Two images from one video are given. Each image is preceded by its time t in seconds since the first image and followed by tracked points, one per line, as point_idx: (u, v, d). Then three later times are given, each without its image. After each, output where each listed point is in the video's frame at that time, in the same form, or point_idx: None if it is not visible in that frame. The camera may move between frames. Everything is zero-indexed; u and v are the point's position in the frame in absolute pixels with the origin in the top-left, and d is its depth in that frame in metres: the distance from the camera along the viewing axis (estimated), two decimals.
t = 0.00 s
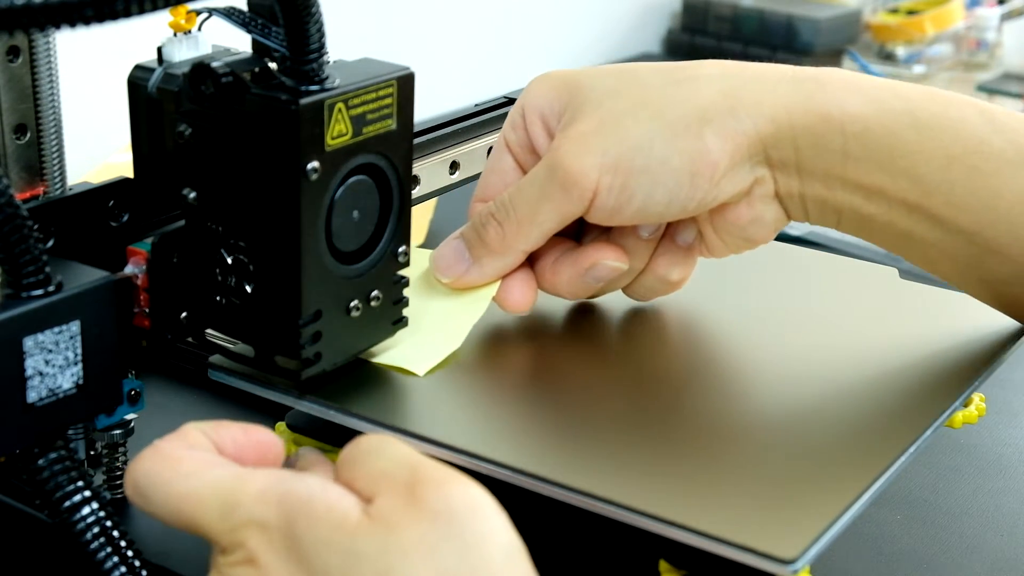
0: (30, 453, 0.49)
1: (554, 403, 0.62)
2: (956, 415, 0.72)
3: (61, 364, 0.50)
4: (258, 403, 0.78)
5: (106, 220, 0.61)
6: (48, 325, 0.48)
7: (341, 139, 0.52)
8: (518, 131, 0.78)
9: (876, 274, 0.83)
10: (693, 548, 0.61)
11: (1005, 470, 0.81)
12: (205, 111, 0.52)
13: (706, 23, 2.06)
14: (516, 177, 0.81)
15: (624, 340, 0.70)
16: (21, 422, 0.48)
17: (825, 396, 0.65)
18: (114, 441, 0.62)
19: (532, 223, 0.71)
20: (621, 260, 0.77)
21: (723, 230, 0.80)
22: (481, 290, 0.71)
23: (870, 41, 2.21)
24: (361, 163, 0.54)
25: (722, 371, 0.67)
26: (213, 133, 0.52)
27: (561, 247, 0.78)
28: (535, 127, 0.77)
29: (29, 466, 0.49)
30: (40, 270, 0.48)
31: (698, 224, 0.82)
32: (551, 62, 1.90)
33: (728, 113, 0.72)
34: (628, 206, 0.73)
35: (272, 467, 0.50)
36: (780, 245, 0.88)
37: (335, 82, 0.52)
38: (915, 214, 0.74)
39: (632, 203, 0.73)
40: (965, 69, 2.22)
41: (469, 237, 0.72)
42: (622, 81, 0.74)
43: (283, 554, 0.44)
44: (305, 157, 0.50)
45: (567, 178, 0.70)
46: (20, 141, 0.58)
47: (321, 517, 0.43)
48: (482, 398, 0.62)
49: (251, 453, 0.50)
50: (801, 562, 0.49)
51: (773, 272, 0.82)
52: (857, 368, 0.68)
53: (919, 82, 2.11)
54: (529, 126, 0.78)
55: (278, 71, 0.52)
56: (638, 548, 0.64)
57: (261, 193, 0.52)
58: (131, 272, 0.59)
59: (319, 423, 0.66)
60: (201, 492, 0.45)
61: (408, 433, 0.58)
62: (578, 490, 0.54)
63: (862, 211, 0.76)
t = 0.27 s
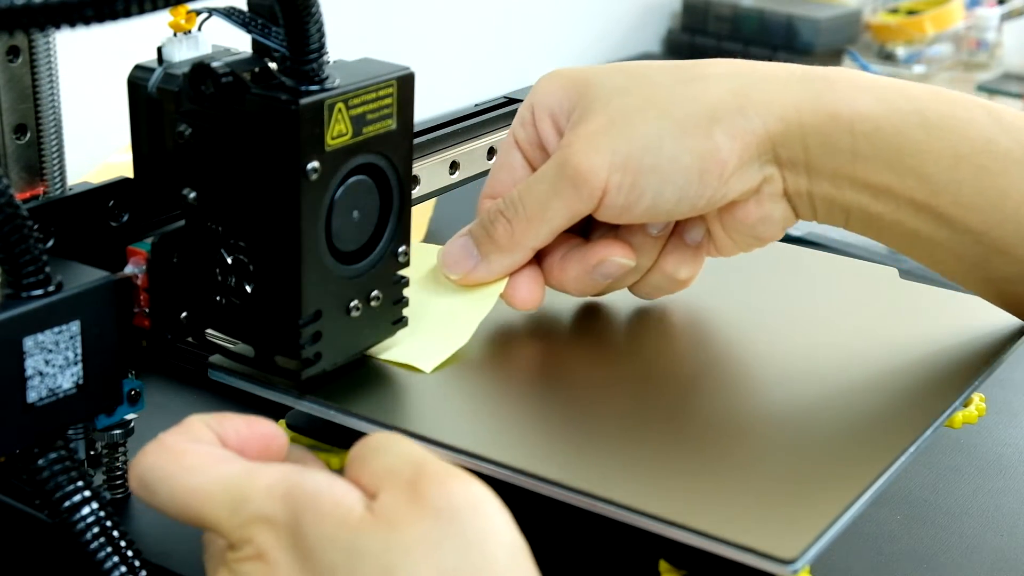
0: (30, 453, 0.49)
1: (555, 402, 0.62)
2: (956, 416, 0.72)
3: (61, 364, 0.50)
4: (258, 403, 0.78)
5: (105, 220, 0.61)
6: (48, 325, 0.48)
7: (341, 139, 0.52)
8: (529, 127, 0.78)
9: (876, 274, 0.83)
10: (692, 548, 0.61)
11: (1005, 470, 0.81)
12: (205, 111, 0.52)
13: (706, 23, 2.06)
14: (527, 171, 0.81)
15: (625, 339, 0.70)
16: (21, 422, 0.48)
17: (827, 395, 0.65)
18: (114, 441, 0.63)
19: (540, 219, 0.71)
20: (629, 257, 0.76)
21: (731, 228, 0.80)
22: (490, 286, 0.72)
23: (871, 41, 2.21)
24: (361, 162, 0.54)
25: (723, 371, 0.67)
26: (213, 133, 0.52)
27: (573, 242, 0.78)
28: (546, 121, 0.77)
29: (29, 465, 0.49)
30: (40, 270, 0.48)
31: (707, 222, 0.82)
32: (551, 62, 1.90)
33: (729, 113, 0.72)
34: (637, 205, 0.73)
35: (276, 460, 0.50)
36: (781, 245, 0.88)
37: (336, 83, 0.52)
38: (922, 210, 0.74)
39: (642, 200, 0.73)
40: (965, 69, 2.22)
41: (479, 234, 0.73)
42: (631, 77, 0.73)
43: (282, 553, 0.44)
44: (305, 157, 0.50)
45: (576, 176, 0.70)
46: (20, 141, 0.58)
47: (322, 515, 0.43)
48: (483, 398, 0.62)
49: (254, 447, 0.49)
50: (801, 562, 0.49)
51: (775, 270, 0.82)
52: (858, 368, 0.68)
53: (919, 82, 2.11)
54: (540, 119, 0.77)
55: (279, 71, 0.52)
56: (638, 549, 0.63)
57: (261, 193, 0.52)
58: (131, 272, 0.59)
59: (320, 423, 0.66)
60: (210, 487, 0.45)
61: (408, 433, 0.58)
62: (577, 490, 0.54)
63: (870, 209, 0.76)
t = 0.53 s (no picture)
0: (30, 454, 0.49)
1: (555, 403, 0.62)
2: (955, 416, 0.72)
3: (61, 365, 0.50)
4: (258, 403, 0.78)
5: (105, 220, 0.61)
6: (49, 325, 0.48)
7: (341, 139, 0.52)
8: (517, 129, 0.78)
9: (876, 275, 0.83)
10: (692, 547, 0.61)
11: (1005, 471, 0.81)
12: (205, 112, 0.52)
13: (706, 23, 2.06)
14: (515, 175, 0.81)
15: (625, 340, 0.70)
16: (20, 422, 0.48)
17: (826, 396, 0.65)
18: (114, 441, 0.63)
19: (531, 222, 0.71)
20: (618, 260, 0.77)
21: (721, 231, 0.80)
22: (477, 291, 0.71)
23: (871, 41, 2.21)
24: (361, 163, 0.54)
25: (723, 372, 0.67)
26: (213, 133, 0.52)
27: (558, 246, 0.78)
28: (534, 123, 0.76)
29: (29, 466, 0.50)
30: (40, 270, 0.48)
31: (697, 224, 0.82)
32: (551, 62, 1.89)
33: (729, 113, 0.72)
34: (627, 207, 0.73)
35: (260, 465, 0.51)
36: (781, 245, 0.88)
37: (336, 83, 0.52)
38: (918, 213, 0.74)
39: (631, 204, 0.73)
40: (965, 69, 2.22)
41: (465, 238, 0.72)
42: (624, 78, 0.73)
43: (281, 554, 0.44)
44: (305, 157, 0.50)
45: (566, 179, 0.70)
46: (20, 141, 0.58)
47: (320, 515, 0.43)
48: (483, 398, 0.62)
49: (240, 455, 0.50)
50: (801, 562, 0.49)
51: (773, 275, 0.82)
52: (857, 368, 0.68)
53: (919, 82, 2.11)
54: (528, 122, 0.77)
55: (279, 71, 0.52)
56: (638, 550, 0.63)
57: (261, 193, 0.52)
58: (131, 272, 0.59)
59: (319, 423, 0.66)
60: (197, 488, 0.46)
61: (408, 434, 0.58)
62: (577, 490, 0.54)
63: (863, 212, 0.76)
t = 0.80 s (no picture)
0: (30, 454, 0.50)
1: (555, 403, 0.62)
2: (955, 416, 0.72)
3: (61, 365, 0.50)
4: (258, 403, 0.78)
5: (105, 220, 0.60)
6: (48, 325, 0.48)
7: (341, 140, 0.52)
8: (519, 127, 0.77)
9: (876, 275, 0.83)
10: (692, 548, 0.60)
11: (1006, 471, 0.81)
12: (205, 112, 0.52)
13: (706, 23, 2.06)
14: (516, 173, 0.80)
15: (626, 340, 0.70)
16: (20, 422, 0.48)
17: (825, 396, 0.65)
18: (114, 441, 0.63)
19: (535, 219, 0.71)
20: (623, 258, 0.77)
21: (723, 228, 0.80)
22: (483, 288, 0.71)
23: (871, 41, 2.21)
24: (361, 163, 0.54)
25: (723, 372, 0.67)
26: (213, 133, 0.52)
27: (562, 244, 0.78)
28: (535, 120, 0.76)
29: (29, 465, 0.51)
30: (40, 270, 0.48)
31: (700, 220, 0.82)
32: (550, 62, 1.89)
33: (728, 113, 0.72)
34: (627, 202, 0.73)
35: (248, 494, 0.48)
36: (781, 246, 0.88)
37: (336, 82, 0.52)
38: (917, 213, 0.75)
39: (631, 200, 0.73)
40: (965, 68, 2.21)
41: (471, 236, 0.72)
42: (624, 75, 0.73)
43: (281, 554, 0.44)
44: (305, 157, 0.50)
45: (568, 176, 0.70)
46: (20, 141, 0.58)
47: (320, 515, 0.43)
48: (483, 398, 0.62)
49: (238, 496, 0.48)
50: (801, 562, 0.49)
51: (772, 275, 0.82)
52: (858, 368, 0.68)
53: (919, 81, 2.10)
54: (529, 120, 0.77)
55: (279, 70, 0.52)
56: (636, 551, 0.64)
57: (261, 193, 0.52)
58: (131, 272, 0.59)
59: (319, 423, 0.66)
60: (199, 552, 0.42)
61: (408, 434, 0.58)
62: (577, 491, 0.54)
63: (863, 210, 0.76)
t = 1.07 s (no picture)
0: (30, 450, 0.50)
1: (555, 404, 0.62)
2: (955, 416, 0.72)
3: (61, 361, 0.49)
4: (258, 403, 0.78)
5: (106, 217, 0.60)
6: (48, 321, 0.48)
7: (342, 136, 0.52)
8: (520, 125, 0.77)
9: (876, 275, 0.83)
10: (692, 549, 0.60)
11: (1006, 471, 0.81)
12: (205, 108, 0.53)
13: (706, 22, 2.05)
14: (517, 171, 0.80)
15: (626, 339, 0.70)
16: (20, 417, 0.48)
17: (825, 396, 0.64)
18: (114, 441, 0.63)
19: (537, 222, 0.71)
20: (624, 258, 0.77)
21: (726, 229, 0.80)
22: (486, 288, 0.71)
23: (871, 41, 2.21)
24: (361, 160, 0.54)
25: (722, 373, 0.67)
26: (213, 129, 0.52)
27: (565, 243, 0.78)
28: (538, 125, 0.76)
29: (28, 462, 0.50)
30: (40, 267, 0.48)
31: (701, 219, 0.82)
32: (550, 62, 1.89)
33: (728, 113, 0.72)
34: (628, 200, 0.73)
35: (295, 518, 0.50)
36: (781, 246, 0.88)
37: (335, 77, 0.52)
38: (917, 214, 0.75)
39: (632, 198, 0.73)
40: (965, 68, 2.21)
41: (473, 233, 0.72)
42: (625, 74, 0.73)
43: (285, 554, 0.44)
44: (305, 153, 0.50)
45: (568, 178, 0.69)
46: (19, 141, 0.58)
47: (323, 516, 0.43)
48: (483, 399, 0.62)
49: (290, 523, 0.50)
50: (801, 562, 0.49)
51: (773, 275, 0.82)
52: (858, 368, 0.68)
53: (919, 81, 2.10)
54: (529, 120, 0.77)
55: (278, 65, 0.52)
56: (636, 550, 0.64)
57: (260, 190, 0.52)
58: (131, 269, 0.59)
59: (319, 421, 0.66)
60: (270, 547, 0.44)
61: (408, 434, 0.58)
62: (576, 491, 0.54)
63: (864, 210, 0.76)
